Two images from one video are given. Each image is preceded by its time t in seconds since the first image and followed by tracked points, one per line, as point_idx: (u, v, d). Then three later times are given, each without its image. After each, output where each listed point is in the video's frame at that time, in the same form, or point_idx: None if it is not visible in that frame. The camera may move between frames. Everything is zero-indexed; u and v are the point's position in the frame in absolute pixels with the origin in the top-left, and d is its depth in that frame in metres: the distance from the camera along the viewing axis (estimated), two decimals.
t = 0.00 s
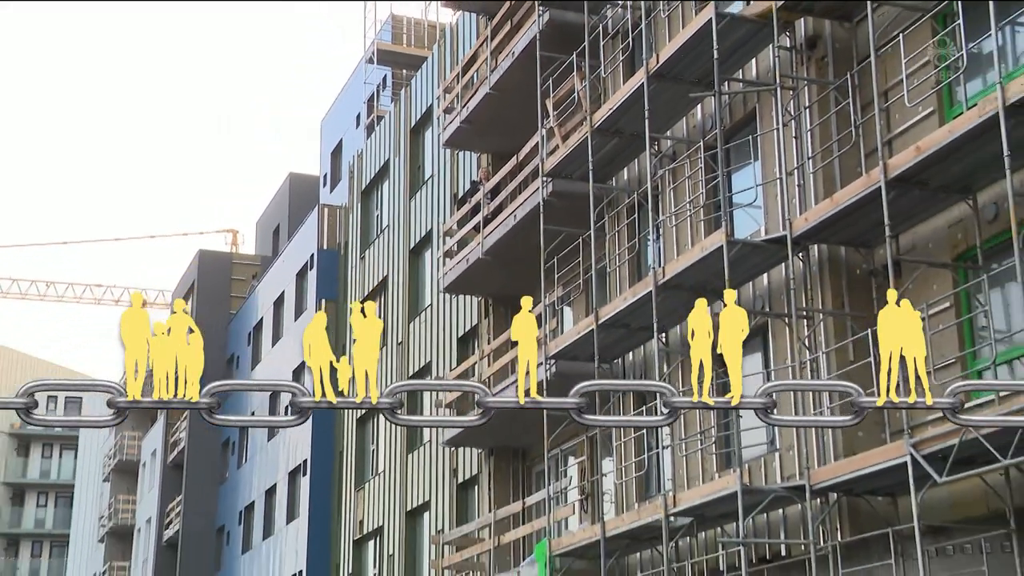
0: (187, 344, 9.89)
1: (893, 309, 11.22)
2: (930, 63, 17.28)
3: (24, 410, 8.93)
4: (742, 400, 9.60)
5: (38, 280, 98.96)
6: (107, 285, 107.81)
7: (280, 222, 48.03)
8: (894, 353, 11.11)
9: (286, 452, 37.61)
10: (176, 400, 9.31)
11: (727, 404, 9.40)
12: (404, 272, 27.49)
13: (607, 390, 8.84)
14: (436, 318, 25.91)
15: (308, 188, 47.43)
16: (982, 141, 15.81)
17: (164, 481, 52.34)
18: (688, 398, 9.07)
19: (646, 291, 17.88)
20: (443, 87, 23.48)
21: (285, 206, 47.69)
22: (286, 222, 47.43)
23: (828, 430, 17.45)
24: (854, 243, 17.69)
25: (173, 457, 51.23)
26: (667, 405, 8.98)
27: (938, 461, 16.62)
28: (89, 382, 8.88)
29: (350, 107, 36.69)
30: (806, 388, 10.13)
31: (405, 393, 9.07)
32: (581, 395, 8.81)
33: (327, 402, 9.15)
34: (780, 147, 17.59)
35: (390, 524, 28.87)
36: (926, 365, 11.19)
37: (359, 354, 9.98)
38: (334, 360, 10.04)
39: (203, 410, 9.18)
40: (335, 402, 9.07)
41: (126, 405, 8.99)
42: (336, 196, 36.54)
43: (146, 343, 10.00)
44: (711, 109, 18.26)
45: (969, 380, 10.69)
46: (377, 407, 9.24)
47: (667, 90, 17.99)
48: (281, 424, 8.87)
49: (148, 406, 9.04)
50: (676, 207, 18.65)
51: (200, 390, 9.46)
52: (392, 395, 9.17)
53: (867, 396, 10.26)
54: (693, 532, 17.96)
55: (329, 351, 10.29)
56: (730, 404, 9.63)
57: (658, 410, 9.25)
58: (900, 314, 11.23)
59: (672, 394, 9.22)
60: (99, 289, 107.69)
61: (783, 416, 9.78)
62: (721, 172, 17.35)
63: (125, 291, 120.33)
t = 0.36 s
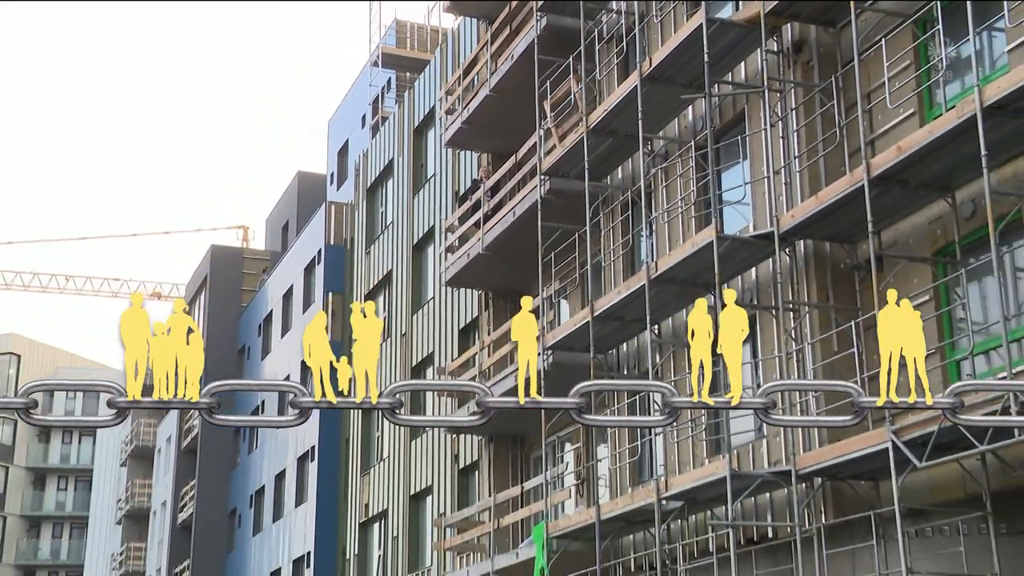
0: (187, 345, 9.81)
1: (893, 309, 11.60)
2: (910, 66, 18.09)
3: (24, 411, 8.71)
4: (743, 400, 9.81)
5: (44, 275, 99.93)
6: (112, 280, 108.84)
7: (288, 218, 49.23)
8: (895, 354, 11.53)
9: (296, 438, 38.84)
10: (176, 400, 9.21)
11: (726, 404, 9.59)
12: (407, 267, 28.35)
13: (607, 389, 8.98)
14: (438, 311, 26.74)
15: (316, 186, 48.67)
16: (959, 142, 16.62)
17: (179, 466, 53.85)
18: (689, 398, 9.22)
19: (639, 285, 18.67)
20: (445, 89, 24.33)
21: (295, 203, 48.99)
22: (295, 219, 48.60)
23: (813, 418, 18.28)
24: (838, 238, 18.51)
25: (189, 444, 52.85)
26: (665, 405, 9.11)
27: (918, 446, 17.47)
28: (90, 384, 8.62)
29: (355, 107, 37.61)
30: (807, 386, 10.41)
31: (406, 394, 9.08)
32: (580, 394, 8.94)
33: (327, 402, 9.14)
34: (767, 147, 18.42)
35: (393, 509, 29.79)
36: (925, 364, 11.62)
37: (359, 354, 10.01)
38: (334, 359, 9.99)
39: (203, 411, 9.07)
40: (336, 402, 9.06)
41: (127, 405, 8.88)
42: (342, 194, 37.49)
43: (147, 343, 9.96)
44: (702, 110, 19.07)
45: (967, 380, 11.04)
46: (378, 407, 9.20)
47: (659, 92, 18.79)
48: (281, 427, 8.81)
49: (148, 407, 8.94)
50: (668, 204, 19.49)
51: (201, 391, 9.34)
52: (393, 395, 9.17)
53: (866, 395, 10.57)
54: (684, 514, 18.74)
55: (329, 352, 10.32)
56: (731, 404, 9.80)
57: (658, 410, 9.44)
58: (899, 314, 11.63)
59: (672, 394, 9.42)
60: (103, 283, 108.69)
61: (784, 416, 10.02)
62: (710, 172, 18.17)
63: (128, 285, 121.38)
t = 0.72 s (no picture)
0: (186, 345, 10.50)
1: (894, 310, 12.25)
2: (891, 71, 18.89)
3: (25, 410, 9.70)
4: (744, 401, 10.69)
5: (51, 271, 101.01)
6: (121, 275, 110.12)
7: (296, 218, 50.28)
8: (895, 353, 12.20)
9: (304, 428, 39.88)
10: (178, 400, 10.01)
11: (725, 404, 10.44)
12: (410, 263, 29.17)
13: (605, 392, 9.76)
14: (439, 306, 27.55)
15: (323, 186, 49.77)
16: (938, 143, 17.43)
17: (191, 454, 55.14)
18: (687, 398, 10.13)
19: (634, 280, 19.48)
20: (447, 92, 25.15)
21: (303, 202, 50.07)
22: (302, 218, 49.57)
23: (799, 407, 19.10)
24: (822, 236, 19.33)
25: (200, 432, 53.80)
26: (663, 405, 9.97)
27: (900, 435, 18.27)
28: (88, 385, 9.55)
29: (361, 110, 38.48)
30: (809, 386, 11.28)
31: (405, 395, 9.81)
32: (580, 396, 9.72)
33: (326, 402, 9.86)
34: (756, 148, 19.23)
35: (398, 495, 30.62)
36: (924, 364, 12.30)
37: (358, 355, 10.45)
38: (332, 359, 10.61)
39: (202, 410, 9.82)
40: (336, 402, 9.76)
41: (126, 405, 9.65)
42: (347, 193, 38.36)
43: (147, 343, 10.60)
44: (693, 113, 19.87)
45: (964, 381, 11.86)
46: (376, 406, 9.92)
47: (652, 95, 19.59)
48: (278, 425, 9.63)
49: (148, 406, 9.71)
50: (660, 202, 20.31)
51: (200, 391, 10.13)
52: (392, 396, 9.86)
53: (866, 396, 11.44)
54: (677, 500, 19.57)
55: (330, 352, 10.84)
56: (732, 404, 10.67)
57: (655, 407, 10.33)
58: (901, 316, 12.28)
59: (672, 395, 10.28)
60: (108, 279, 109.65)
61: (783, 415, 10.88)
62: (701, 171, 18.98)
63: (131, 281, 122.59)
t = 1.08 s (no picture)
0: (185, 344, 10.27)
1: (894, 309, 11.95)
2: (876, 78, 19.66)
3: (25, 411, 9.15)
4: (742, 400, 10.55)
5: (59, 267, 102.15)
6: (128, 273, 111.48)
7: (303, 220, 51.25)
8: (895, 353, 11.89)
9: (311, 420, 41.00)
10: (175, 401, 9.53)
11: (725, 405, 10.18)
12: (414, 262, 30.02)
13: (604, 390, 9.56)
14: (441, 303, 28.39)
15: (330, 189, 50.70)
16: (920, 148, 18.20)
17: (206, 442, 57.76)
18: (687, 398, 9.80)
19: (628, 278, 20.29)
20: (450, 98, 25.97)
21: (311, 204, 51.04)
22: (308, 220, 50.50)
23: (787, 401, 19.94)
24: (809, 236, 20.17)
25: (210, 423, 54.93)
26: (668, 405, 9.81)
27: (883, 426, 19.05)
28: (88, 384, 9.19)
29: (367, 116, 39.39)
30: (809, 388, 11.05)
31: (405, 395, 9.53)
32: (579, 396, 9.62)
33: (327, 403, 9.60)
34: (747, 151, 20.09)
35: (402, 484, 31.53)
36: (925, 363, 11.97)
37: (358, 355, 10.50)
38: (332, 360, 10.58)
39: (204, 411, 9.47)
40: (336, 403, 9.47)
41: (128, 405, 9.23)
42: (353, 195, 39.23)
43: (147, 344, 10.36)
44: (685, 118, 20.70)
45: (968, 383, 11.41)
46: (379, 407, 9.67)
47: (646, 101, 20.39)
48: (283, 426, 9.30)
49: (148, 407, 9.31)
50: (654, 205, 21.15)
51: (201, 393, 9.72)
52: (394, 396, 9.60)
53: (868, 397, 11.15)
54: (669, 490, 20.40)
55: (330, 352, 10.84)
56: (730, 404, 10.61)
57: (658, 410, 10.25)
58: (902, 314, 12.03)
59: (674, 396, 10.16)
60: (112, 276, 110.76)
61: (781, 416, 10.65)
62: (692, 174, 19.80)
63: (136, 277, 123.67)
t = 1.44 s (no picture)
0: (184, 345, 10.75)
1: (894, 310, 12.35)
2: (860, 83, 20.42)
3: (25, 410, 9.35)
4: (741, 401, 10.92)
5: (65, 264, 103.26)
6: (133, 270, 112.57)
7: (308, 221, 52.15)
8: (895, 353, 12.27)
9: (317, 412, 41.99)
10: (177, 399, 9.96)
11: (725, 405, 10.59)
12: (416, 261, 30.89)
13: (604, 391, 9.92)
14: (443, 300, 29.25)
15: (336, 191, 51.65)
16: (902, 150, 18.99)
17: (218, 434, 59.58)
18: (684, 399, 10.24)
19: (623, 276, 21.13)
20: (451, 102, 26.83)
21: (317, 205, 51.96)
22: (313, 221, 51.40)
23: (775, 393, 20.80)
24: (796, 234, 21.01)
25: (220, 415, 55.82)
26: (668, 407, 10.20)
27: (867, 417, 19.89)
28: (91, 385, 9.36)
29: (372, 119, 40.29)
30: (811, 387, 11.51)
31: (404, 395, 9.97)
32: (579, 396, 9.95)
33: (328, 402, 10.05)
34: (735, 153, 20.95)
35: (405, 473, 32.37)
36: (924, 364, 12.32)
37: (358, 354, 11.10)
38: (333, 360, 11.15)
39: (203, 410, 9.80)
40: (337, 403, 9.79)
41: (127, 405, 9.62)
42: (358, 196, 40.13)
43: (147, 344, 10.86)
44: (677, 121, 21.53)
45: (966, 382, 11.82)
46: (378, 407, 10.07)
47: (639, 105, 21.22)
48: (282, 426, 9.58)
49: (148, 406, 9.70)
50: (647, 205, 22.00)
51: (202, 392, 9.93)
52: (393, 397, 10.04)
53: (867, 396, 11.62)
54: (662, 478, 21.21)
55: (328, 352, 11.34)
56: (730, 403, 10.93)
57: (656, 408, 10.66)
58: (900, 315, 12.45)
59: (672, 394, 10.56)
60: (117, 273, 111.86)
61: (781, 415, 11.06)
62: (684, 175, 20.66)
63: (139, 274, 124.69)
